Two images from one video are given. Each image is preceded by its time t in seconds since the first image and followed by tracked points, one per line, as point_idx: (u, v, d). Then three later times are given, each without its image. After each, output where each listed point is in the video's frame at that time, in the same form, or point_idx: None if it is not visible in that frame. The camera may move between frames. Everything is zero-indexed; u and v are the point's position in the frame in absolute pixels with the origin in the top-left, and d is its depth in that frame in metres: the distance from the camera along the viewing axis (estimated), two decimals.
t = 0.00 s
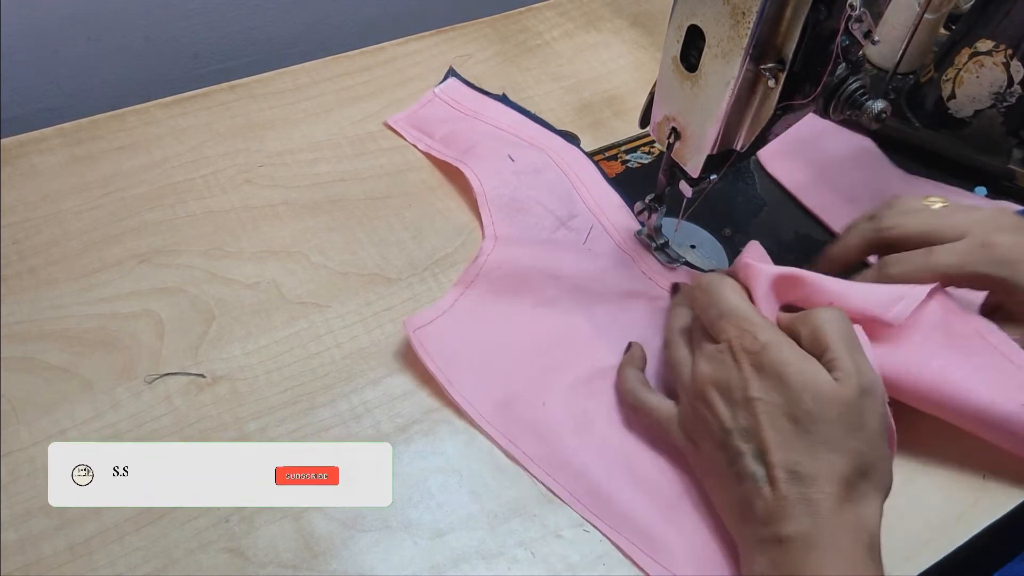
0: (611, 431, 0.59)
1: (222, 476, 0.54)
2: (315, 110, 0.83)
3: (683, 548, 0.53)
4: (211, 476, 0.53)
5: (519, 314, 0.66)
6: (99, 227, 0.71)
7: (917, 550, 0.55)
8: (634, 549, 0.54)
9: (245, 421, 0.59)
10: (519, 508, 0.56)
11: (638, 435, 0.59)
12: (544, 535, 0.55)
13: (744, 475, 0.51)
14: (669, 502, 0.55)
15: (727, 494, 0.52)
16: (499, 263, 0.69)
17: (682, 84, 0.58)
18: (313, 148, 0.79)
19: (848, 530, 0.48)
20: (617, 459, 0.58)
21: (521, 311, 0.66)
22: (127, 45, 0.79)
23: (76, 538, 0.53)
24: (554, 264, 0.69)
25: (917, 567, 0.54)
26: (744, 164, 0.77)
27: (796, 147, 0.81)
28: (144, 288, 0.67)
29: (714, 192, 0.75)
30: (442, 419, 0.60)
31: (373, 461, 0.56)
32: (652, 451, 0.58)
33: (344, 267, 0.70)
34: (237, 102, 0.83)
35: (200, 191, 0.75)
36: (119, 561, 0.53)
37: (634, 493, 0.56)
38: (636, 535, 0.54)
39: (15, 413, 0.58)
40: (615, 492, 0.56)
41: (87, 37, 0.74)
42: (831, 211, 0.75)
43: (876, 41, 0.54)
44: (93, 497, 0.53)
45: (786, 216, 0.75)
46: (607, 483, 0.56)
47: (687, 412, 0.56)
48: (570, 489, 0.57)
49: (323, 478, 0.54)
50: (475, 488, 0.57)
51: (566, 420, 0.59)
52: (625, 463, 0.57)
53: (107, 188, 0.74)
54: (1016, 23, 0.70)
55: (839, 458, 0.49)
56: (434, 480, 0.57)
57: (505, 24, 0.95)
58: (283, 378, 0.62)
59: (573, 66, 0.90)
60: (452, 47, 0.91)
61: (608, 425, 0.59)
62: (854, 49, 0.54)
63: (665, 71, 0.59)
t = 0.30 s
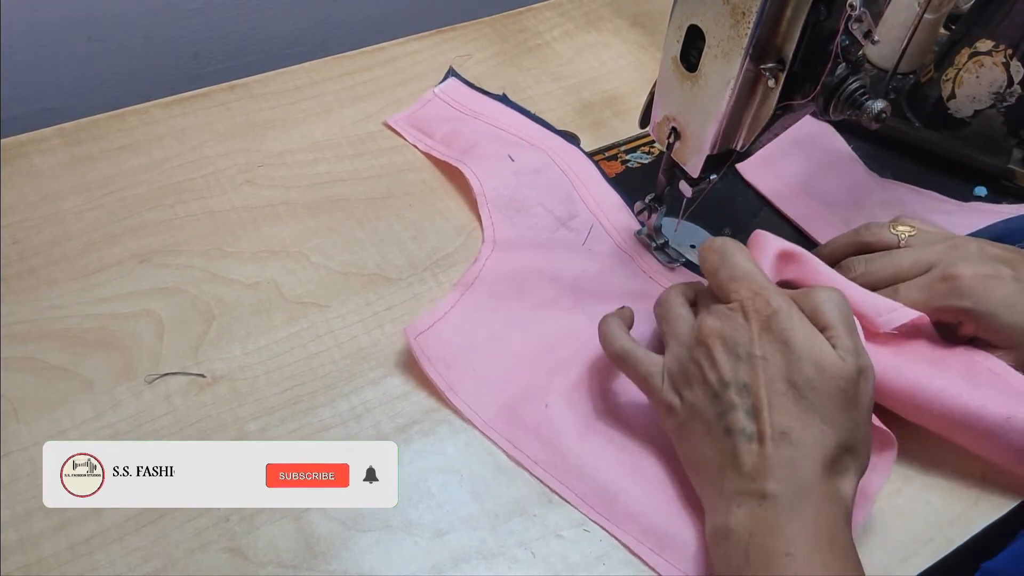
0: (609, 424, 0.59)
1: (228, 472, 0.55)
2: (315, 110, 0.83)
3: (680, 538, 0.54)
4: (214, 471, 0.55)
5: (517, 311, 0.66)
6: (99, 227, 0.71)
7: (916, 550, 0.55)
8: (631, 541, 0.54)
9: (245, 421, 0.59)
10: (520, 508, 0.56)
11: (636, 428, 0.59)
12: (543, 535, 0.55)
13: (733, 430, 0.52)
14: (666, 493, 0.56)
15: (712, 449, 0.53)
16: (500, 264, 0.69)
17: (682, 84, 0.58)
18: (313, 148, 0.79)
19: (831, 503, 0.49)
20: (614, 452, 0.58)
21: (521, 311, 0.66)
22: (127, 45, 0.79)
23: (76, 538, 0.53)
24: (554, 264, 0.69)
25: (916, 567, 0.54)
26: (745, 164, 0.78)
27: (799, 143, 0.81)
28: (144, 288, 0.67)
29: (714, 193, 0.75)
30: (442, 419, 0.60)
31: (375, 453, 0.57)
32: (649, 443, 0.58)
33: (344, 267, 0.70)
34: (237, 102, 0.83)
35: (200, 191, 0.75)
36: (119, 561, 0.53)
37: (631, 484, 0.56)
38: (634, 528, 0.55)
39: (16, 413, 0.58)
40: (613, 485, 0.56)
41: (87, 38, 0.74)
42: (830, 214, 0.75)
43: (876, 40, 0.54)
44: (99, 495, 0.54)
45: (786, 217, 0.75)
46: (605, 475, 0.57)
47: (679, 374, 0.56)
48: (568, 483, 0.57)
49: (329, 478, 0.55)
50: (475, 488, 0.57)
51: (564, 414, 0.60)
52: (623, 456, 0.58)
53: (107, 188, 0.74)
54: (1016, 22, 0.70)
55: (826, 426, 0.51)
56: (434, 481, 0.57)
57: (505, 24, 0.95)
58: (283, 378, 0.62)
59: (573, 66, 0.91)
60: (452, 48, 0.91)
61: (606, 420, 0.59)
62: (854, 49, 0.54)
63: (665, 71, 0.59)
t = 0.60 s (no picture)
0: (614, 426, 0.59)
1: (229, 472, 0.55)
2: (315, 110, 0.83)
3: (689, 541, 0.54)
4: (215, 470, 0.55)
5: (519, 311, 0.65)
6: (99, 227, 0.71)
7: (916, 549, 0.55)
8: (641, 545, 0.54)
9: (245, 421, 0.59)
10: (520, 508, 0.56)
11: (639, 429, 0.59)
12: (544, 535, 0.55)
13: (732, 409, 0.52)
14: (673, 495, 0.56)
15: (710, 425, 0.52)
16: (501, 266, 0.69)
17: (682, 84, 0.58)
18: (313, 148, 0.79)
19: (829, 501, 0.49)
20: (620, 453, 0.58)
21: (522, 312, 0.65)
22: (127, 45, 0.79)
23: (76, 538, 0.53)
24: (556, 266, 0.69)
25: (916, 566, 0.54)
26: (745, 164, 0.77)
27: (799, 143, 0.81)
28: (144, 289, 0.67)
29: (716, 191, 0.75)
30: (442, 419, 0.60)
31: (375, 452, 0.57)
32: (652, 444, 0.58)
33: (344, 267, 0.70)
34: (237, 102, 0.83)
35: (200, 191, 0.75)
36: (119, 561, 0.53)
37: (639, 487, 0.56)
38: (640, 532, 0.55)
39: (15, 413, 0.58)
40: (621, 489, 0.56)
41: (87, 38, 0.74)
42: (836, 210, 0.75)
43: (876, 40, 0.54)
44: (100, 495, 0.54)
45: (787, 216, 0.75)
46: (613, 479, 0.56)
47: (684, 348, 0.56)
48: (574, 488, 0.57)
49: (330, 478, 0.55)
50: (475, 488, 0.57)
51: (569, 418, 0.59)
52: (629, 458, 0.57)
53: (107, 188, 0.74)
54: (1016, 22, 0.70)
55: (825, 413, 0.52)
56: (434, 481, 0.57)
57: (505, 24, 0.95)
58: (283, 378, 0.62)
59: (573, 66, 0.90)
60: (452, 47, 0.91)
61: (608, 421, 0.59)
62: (854, 49, 0.54)
63: (666, 71, 0.59)
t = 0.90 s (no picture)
0: (613, 426, 0.59)
1: (230, 472, 0.55)
2: (315, 111, 0.83)
3: (687, 543, 0.54)
4: (216, 469, 0.55)
5: (519, 312, 0.65)
6: (99, 227, 0.71)
7: (915, 549, 0.55)
8: (639, 547, 0.54)
9: (245, 421, 0.59)
10: (520, 508, 0.56)
11: (639, 431, 0.59)
12: (544, 535, 0.55)
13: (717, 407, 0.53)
14: (671, 496, 0.56)
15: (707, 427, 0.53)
16: (501, 266, 0.69)
17: (682, 84, 0.58)
18: (313, 148, 0.79)
19: (822, 504, 0.49)
20: (619, 454, 0.58)
21: (523, 313, 0.65)
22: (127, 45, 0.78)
23: (76, 538, 0.53)
24: (556, 266, 0.69)
25: (916, 566, 0.54)
26: (745, 163, 0.77)
27: (800, 141, 0.81)
28: (144, 288, 0.67)
29: (716, 192, 0.75)
30: (442, 419, 0.60)
31: (375, 452, 0.57)
32: (651, 446, 0.58)
33: (344, 267, 0.70)
34: (237, 102, 0.83)
35: (200, 191, 0.75)
36: (119, 561, 0.53)
37: (638, 488, 0.56)
38: (640, 535, 0.55)
39: (15, 413, 0.58)
40: (619, 490, 0.56)
41: (87, 38, 0.74)
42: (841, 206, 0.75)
43: (877, 40, 0.55)
44: (101, 495, 0.54)
45: (786, 216, 0.74)
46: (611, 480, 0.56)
47: (689, 352, 0.56)
48: (573, 489, 0.56)
49: (330, 478, 0.55)
50: (475, 488, 0.57)
51: (569, 419, 0.59)
52: (628, 459, 0.57)
53: (107, 188, 0.74)
54: (1016, 22, 0.70)
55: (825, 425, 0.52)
56: (434, 481, 0.57)
57: (505, 24, 0.95)
58: (283, 378, 0.62)
59: (573, 66, 0.90)
60: (452, 48, 0.91)
61: (608, 423, 0.59)
62: (854, 49, 0.54)
63: (665, 71, 0.58)
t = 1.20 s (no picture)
0: (609, 427, 0.59)
1: (230, 472, 0.55)
2: (315, 111, 0.83)
3: (675, 544, 0.54)
4: (215, 469, 0.55)
5: (515, 310, 0.66)
6: (99, 227, 0.71)
7: (915, 549, 0.55)
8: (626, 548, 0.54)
9: (245, 421, 0.59)
10: (520, 507, 0.56)
11: (633, 432, 0.59)
12: (543, 535, 0.55)
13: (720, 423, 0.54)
14: (663, 497, 0.56)
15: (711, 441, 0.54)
16: (498, 265, 0.69)
17: (682, 84, 0.58)
18: (313, 148, 0.79)
19: (809, 508, 0.51)
20: (613, 455, 0.58)
21: (519, 311, 0.66)
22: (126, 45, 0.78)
23: (76, 538, 0.53)
24: (552, 265, 0.69)
25: (915, 567, 0.54)
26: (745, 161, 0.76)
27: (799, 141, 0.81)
28: (144, 289, 0.67)
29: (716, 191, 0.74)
30: (442, 419, 0.60)
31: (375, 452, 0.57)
32: (645, 447, 0.58)
33: (344, 267, 0.70)
34: (236, 102, 0.83)
35: (200, 191, 0.75)
36: (120, 561, 0.53)
37: (632, 489, 0.56)
38: (632, 536, 0.55)
39: (15, 413, 0.58)
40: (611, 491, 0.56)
41: (87, 38, 0.74)
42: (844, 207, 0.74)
43: (877, 41, 0.55)
44: (100, 496, 0.54)
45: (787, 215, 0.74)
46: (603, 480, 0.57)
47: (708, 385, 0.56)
48: (566, 488, 0.57)
49: (330, 478, 0.55)
50: (475, 488, 0.57)
51: (564, 419, 0.59)
52: (622, 460, 0.58)
53: (108, 188, 0.74)
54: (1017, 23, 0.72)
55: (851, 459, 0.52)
56: (434, 481, 0.57)
57: (505, 24, 0.95)
58: (283, 378, 0.62)
59: (573, 66, 0.90)
60: (452, 48, 0.91)
61: (602, 423, 0.59)
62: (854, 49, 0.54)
63: (666, 71, 0.58)
